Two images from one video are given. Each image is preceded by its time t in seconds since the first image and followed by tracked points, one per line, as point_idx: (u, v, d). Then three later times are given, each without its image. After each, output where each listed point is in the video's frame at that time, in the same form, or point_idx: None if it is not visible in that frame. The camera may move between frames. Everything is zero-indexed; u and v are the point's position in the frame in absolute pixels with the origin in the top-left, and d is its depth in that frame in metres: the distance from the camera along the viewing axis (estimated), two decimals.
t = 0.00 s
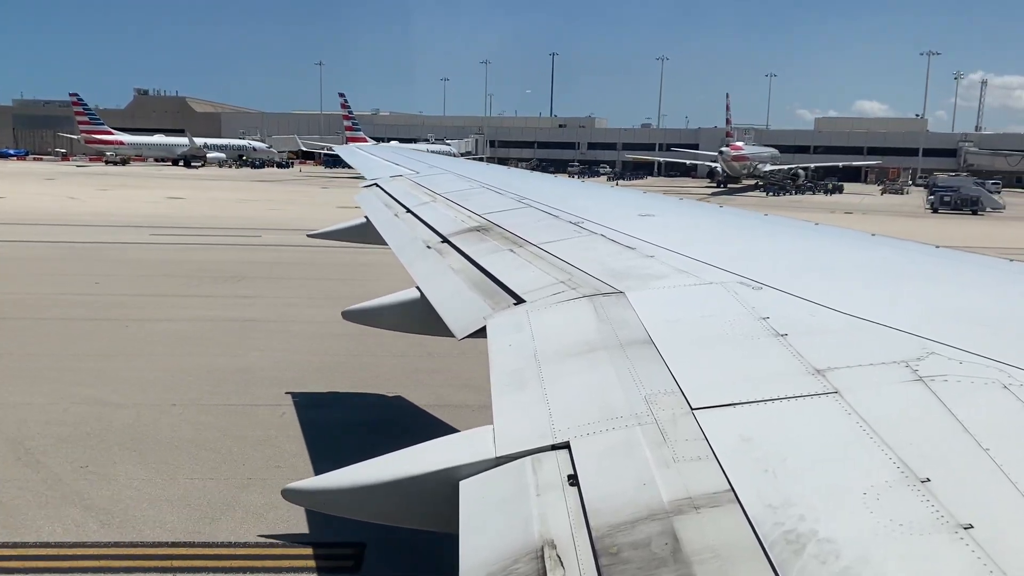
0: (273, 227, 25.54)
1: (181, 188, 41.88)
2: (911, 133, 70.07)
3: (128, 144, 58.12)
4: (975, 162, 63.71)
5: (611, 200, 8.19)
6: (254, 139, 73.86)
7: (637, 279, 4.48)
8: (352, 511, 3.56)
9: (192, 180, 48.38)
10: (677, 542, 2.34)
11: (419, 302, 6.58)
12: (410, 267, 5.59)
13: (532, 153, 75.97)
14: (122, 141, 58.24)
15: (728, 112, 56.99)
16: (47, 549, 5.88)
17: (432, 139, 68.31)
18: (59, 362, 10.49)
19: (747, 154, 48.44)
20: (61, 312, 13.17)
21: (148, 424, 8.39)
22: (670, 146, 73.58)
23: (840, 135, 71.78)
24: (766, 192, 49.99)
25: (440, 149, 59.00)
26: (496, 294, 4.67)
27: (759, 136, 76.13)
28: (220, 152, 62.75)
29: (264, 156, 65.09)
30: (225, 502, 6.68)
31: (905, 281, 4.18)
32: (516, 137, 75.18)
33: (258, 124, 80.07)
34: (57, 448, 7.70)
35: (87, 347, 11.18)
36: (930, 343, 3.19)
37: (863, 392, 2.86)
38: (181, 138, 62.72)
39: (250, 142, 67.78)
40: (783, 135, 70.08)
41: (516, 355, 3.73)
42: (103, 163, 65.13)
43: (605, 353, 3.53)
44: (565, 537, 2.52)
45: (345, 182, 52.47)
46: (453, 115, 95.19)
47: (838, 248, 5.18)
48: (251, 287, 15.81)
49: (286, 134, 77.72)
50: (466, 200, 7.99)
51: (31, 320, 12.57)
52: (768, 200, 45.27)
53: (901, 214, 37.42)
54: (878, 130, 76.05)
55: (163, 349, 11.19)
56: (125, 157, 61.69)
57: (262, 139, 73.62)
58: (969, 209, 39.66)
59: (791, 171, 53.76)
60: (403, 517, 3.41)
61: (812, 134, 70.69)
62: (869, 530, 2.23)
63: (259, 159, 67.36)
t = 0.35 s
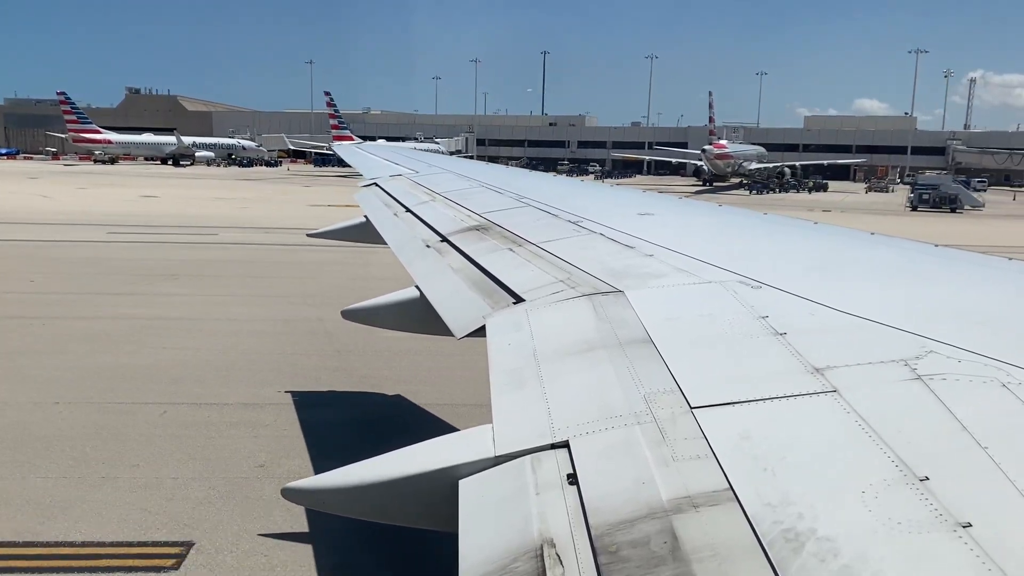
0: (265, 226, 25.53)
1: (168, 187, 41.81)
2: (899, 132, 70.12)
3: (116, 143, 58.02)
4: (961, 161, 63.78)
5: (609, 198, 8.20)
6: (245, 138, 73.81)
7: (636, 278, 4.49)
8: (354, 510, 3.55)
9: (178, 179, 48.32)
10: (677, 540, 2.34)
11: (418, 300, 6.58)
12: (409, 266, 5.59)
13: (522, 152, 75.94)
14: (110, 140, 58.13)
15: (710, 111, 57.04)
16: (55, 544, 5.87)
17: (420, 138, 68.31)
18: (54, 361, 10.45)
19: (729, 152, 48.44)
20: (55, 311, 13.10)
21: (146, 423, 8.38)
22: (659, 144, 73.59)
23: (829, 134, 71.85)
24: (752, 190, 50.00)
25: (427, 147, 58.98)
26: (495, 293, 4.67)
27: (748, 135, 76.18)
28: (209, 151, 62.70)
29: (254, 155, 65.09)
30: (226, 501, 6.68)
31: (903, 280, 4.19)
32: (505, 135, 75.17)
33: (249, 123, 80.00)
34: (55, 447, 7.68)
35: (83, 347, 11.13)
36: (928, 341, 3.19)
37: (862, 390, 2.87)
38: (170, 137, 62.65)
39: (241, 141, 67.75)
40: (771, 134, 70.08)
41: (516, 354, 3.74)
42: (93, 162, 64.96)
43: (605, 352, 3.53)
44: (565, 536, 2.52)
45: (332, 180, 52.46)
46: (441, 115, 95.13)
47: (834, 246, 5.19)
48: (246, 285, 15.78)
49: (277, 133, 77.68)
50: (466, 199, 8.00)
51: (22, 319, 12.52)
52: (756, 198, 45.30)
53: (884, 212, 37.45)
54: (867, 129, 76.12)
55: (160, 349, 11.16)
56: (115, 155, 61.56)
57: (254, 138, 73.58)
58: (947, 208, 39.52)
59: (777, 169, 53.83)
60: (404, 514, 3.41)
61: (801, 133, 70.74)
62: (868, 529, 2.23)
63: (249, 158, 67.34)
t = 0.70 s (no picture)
0: (256, 224, 25.46)
1: (156, 185, 41.61)
2: (886, 130, 70.14)
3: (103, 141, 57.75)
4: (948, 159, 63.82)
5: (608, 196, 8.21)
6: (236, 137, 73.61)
7: (635, 276, 4.48)
8: (354, 508, 3.54)
9: (164, 177, 48.06)
10: (677, 539, 2.34)
11: (418, 298, 6.58)
12: (409, 265, 5.58)
13: (512, 150, 75.78)
14: (97, 138, 57.86)
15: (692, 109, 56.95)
16: (55, 546, 5.85)
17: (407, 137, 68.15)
18: (47, 361, 10.39)
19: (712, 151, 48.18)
20: (49, 310, 13.06)
21: (143, 422, 8.36)
22: (648, 142, 73.47)
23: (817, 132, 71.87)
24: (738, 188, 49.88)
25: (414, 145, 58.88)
26: (494, 292, 4.66)
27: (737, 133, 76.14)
28: (196, 149, 62.44)
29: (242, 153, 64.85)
30: (224, 500, 6.67)
31: (902, 277, 4.19)
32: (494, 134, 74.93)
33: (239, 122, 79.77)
34: (51, 447, 7.64)
35: (78, 346, 11.10)
36: (928, 339, 3.19)
37: (862, 388, 2.86)
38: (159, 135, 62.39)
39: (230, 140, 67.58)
40: (759, 132, 69.95)
41: (515, 352, 3.73)
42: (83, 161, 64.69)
43: (605, 351, 3.53)
44: (566, 535, 2.52)
45: (319, 178, 52.30)
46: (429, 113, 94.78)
47: (832, 244, 5.19)
48: (242, 284, 15.74)
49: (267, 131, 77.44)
50: (465, 197, 8.00)
51: (15, 318, 12.47)
52: (743, 196, 45.22)
53: (868, 210, 37.41)
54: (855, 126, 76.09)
55: (157, 348, 11.13)
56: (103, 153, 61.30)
57: (245, 136, 73.37)
58: (925, 204, 39.36)
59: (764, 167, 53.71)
60: (406, 512, 3.41)
61: (790, 131, 70.68)
62: (869, 527, 2.23)
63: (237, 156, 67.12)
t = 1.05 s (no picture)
0: (246, 221, 25.42)
1: (145, 182, 41.48)
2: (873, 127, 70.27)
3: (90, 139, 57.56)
4: (935, 157, 63.98)
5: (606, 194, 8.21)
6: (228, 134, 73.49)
7: (633, 273, 4.49)
8: (353, 506, 3.55)
9: (149, 174, 47.88)
10: (675, 535, 2.35)
11: (416, 295, 6.58)
12: (407, 262, 5.59)
13: (500, 147, 75.72)
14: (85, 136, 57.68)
15: (676, 107, 56.84)
16: (53, 545, 5.84)
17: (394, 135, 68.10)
18: (40, 359, 10.37)
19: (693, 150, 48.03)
20: (43, 308, 13.02)
21: (140, 421, 8.35)
22: (637, 140, 73.46)
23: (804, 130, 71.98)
24: (721, 185, 49.89)
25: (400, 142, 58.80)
26: (493, 289, 4.67)
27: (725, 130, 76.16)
28: (185, 147, 62.27)
29: (230, 151, 64.72)
30: (223, 497, 6.68)
31: (899, 275, 4.20)
32: (482, 132, 74.81)
33: (228, 119, 79.56)
34: (47, 446, 7.63)
35: (74, 344, 11.08)
36: (925, 336, 3.20)
37: (860, 385, 2.87)
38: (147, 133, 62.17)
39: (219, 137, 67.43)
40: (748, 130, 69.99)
41: (514, 349, 3.74)
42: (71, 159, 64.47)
43: (603, 348, 3.53)
44: (564, 531, 2.53)
45: (305, 176, 52.19)
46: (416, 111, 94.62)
47: (828, 241, 5.21)
48: (237, 282, 15.73)
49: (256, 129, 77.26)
50: (463, 194, 8.00)
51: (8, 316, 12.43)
52: (731, 194, 45.25)
53: (850, 207, 37.49)
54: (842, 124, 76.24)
55: (153, 346, 11.11)
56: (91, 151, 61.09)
57: (234, 134, 73.20)
58: (903, 202, 39.44)
59: (749, 165, 53.71)
60: (405, 508, 3.41)
61: (778, 128, 70.73)
62: (865, 522, 2.24)
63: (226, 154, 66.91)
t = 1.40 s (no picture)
0: (232, 219, 25.31)
1: (133, 180, 41.34)
2: (859, 126, 70.40)
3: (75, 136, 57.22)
4: (920, 155, 64.12)
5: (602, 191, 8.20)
6: (220, 132, 73.34)
7: (630, 271, 4.49)
8: (351, 503, 3.56)
9: (131, 172, 47.61)
10: (672, 532, 2.35)
11: (413, 293, 6.57)
12: (404, 260, 5.59)
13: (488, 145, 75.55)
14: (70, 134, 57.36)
15: (654, 104, 56.58)
16: (47, 544, 5.81)
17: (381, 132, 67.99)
18: (30, 358, 10.30)
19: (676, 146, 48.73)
20: (34, 306, 12.97)
21: (135, 419, 8.33)
22: (624, 138, 73.37)
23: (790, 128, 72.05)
24: (703, 183, 49.84)
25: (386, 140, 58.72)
26: (491, 286, 4.66)
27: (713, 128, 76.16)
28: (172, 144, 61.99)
29: (218, 149, 64.50)
30: (222, 495, 6.68)
31: (896, 272, 4.21)
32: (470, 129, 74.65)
33: (216, 117, 79.23)
34: (41, 444, 7.60)
35: (68, 342, 11.06)
36: (922, 334, 3.20)
37: (856, 383, 2.87)
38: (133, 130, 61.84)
39: (207, 135, 67.16)
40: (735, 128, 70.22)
41: (512, 346, 3.74)
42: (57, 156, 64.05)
43: (601, 345, 3.54)
44: (560, 527, 2.53)
45: (290, 173, 52.00)
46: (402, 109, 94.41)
47: (822, 238, 5.22)
48: (229, 279, 15.67)
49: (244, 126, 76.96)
50: (461, 191, 7.99)
51: None
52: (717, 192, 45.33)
53: (831, 205, 37.53)
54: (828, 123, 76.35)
55: (147, 343, 11.09)
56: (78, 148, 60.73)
57: (223, 131, 72.91)
58: (879, 199, 39.32)
59: (733, 163, 53.66)
60: (403, 506, 3.41)
61: (765, 126, 70.74)
62: (862, 519, 2.24)
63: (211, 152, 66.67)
